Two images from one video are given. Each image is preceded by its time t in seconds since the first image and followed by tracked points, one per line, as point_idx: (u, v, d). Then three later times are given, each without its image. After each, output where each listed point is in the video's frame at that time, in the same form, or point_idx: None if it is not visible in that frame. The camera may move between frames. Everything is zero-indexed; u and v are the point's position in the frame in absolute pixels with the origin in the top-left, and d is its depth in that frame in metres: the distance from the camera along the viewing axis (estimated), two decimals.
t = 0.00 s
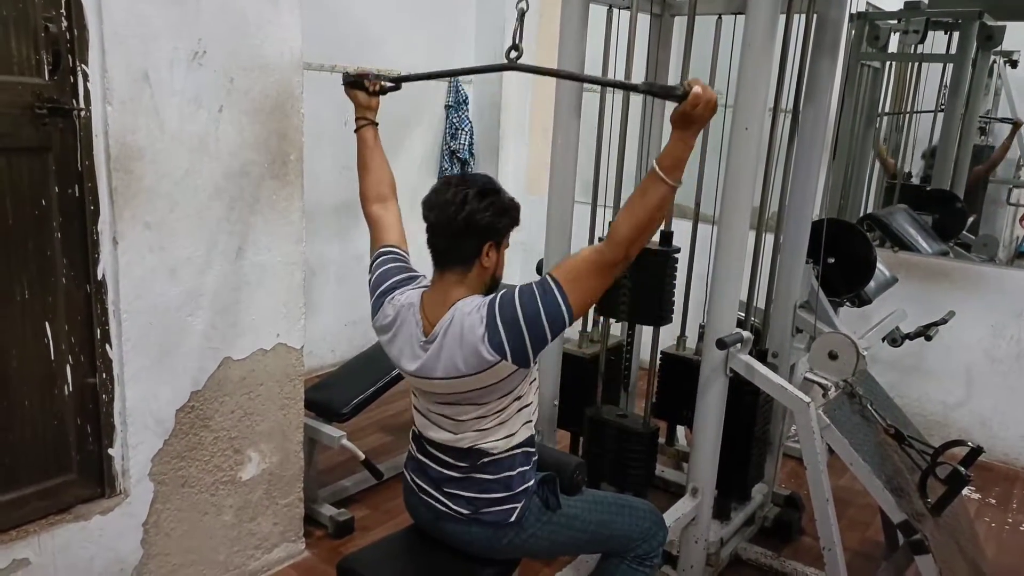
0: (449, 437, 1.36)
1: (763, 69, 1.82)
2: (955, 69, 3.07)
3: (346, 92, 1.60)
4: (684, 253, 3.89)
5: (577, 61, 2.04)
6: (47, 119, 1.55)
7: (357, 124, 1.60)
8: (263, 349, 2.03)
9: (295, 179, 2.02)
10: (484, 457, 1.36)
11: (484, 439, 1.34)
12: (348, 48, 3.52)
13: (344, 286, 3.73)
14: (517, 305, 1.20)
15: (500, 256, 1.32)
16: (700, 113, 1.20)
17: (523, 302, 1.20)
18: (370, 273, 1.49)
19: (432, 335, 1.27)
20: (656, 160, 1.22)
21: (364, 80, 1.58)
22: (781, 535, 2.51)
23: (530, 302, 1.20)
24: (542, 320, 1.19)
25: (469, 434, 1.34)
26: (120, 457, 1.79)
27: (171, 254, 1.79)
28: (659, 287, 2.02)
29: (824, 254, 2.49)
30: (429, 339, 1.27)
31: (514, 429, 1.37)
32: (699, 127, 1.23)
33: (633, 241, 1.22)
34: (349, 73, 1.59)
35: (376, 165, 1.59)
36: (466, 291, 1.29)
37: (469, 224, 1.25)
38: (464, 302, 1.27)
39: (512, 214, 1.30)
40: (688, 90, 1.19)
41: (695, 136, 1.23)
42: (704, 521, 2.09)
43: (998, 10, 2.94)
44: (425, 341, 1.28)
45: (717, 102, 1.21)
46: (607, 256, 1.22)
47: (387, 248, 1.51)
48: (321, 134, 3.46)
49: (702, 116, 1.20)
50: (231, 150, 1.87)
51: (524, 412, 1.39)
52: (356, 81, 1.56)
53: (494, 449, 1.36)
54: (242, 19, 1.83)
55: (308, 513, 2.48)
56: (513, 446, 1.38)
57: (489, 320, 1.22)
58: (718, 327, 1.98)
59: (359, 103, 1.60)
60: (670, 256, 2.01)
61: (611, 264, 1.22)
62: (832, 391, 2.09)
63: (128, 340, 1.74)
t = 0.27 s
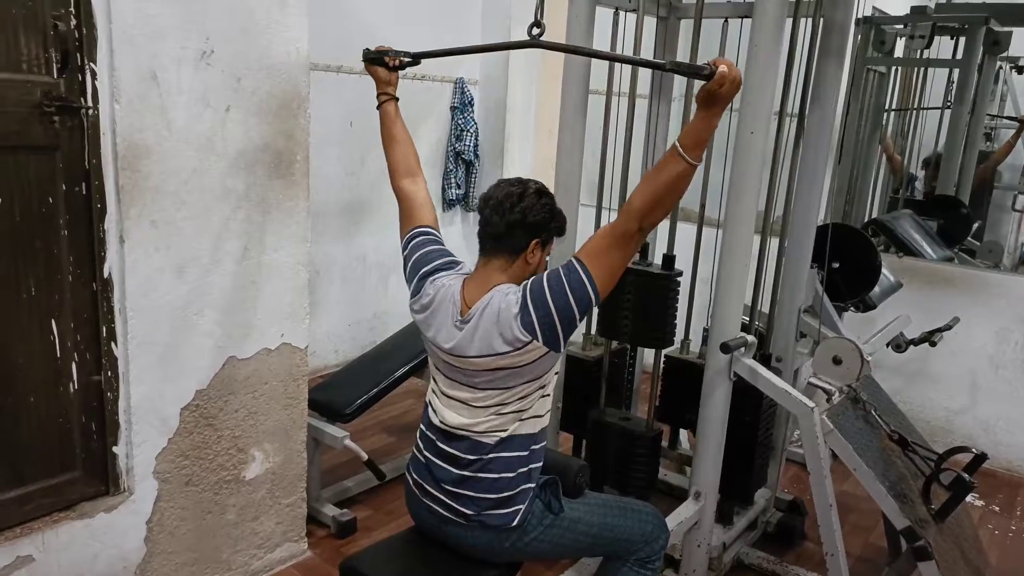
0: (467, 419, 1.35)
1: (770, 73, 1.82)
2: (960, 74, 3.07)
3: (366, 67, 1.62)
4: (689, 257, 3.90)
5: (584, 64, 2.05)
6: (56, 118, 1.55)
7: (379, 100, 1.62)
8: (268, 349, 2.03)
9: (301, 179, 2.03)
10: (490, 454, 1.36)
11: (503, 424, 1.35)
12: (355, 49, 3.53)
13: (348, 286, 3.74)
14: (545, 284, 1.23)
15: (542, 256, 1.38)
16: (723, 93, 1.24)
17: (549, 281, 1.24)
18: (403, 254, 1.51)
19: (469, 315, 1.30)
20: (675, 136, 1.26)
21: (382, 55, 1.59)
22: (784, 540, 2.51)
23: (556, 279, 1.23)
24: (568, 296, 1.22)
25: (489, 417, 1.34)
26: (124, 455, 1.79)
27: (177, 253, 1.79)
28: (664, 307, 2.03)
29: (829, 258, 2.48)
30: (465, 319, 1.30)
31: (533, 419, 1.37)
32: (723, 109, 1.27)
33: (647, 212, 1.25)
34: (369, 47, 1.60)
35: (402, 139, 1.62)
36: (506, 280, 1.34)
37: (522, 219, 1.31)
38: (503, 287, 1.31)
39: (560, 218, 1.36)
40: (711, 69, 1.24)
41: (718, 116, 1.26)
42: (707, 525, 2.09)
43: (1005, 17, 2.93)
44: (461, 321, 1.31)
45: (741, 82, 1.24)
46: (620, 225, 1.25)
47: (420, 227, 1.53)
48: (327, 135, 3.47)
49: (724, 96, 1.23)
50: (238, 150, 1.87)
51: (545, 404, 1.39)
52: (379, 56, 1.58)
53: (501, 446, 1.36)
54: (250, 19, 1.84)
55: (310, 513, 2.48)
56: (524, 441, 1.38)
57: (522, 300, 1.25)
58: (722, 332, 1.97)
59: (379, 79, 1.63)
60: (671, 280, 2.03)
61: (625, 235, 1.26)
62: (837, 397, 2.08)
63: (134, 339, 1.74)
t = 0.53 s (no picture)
0: (486, 407, 1.36)
1: (778, 76, 1.82)
2: (969, 77, 3.08)
3: (387, 61, 1.64)
4: (695, 259, 3.89)
5: (591, 66, 2.05)
6: (65, 119, 1.56)
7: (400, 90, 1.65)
8: (274, 350, 2.04)
9: (308, 181, 2.03)
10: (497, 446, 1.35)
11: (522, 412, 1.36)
12: (362, 51, 3.53)
13: (354, 287, 3.75)
14: (567, 268, 1.27)
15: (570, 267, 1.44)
16: (740, 82, 1.24)
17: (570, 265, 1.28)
18: (438, 240, 1.54)
19: (498, 301, 1.34)
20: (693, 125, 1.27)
21: (400, 49, 1.62)
22: (790, 543, 2.50)
23: (577, 262, 1.28)
24: (588, 277, 1.26)
25: (510, 404, 1.35)
26: (130, 455, 1.80)
27: (184, 254, 1.80)
28: (667, 323, 2.03)
29: (835, 262, 2.48)
30: (495, 304, 1.35)
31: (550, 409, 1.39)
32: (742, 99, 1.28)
33: (660, 196, 1.27)
34: (388, 42, 1.63)
35: (426, 127, 1.65)
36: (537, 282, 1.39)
37: (557, 230, 1.36)
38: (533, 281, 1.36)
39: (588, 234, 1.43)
40: (726, 59, 1.24)
41: (736, 105, 1.27)
42: (712, 528, 2.08)
43: (1013, 20, 2.91)
44: (491, 306, 1.35)
45: (756, 69, 1.24)
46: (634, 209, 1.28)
47: (455, 214, 1.56)
48: (334, 137, 3.48)
49: (737, 81, 1.24)
50: (245, 151, 1.88)
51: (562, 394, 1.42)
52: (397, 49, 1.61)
53: (512, 437, 1.36)
54: (259, 21, 1.84)
55: (315, 514, 2.49)
56: (535, 431, 1.38)
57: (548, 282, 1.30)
58: (728, 335, 1.97)
59: (399, 71, 1.65)
60: (676, 293, 2.02)
61: (639, 218, 1.28)
62: (843, 400, 2.08)
63: (141, 339, 1.75)
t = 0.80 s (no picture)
0: (487, 398, 1.36)
1: (779, 69, 1.82)
2: (971, 68, 3.07)
3: (394, 50, 1.65)
4: (696, 253, 3.89)
5: (592, 60, 2.04)
6: (65, 116, 1.56)
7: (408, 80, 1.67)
8: (276, 346, 2.04)
9: (309, 177, 2.03)
10: (500, 437, 1.36)
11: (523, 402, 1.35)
12: (362, 47, 3.53)
13: (355, 283, 3.75)
14: (573, 251, 1.29)
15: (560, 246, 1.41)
16: (745, 64, 1.24)
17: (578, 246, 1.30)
18: (440, 228, 1.56)
19: (495, 295, 1.34)
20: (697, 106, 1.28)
21: (408, 39, 1.60)
22: (793, 535, 2.50)
23: (583, 245, 1.29)
24: (593, 258, 1.28)
25: (510, 393, 1.35)
26: (134, 452, 1.80)
27: (185, 251, 1.80)
28: (667, 323, 2.03)
29: (837, 254, 2.47)
30: (492, 298, 1.35)
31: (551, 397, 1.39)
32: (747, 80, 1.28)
33: (665, 177, 1.28)
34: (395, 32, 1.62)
35: (431, 117, 1.66)
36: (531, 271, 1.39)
37: (535, 219, 1.32)
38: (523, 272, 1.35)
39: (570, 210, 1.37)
40: (732, 39, 1.23)
41: (740, 86, 1.27)
42: (716, 521, 2.08)
43: (1015, 10, 2.89)
44: (489, 299, 1.35)
45: (762, 50, 1.24)
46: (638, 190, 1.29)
47: (457, 203, 1.58)
48: (334, 133, 3.47)
49: (742, 62, 1.23)
50: (246, 148, 1.87)
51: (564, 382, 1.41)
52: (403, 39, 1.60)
53: (514, 427, 1.36)
54: (257, 16, 1.84)
55: (319, 509, 2.49)
56: (538, 421, 1.38)
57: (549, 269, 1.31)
58: (731, 328, 1.97)
59: (407, 59, 1.66)
60: (676, 292, 2.01)
61: (642, 200, 1.30)
62: (846, 393, 2.08)
63: (143, 337, 1.75)
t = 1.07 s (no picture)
0: (464, 410, 1.36)
1: (776, 61, 1.81)
2: (967, 61, 3.07)
3: (352, 50, 1.60)
4: (694, 246, 3.89)
5: (589, 52, 2.04)
6: (59, 109, 1.55)
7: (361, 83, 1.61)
8: (273, 340, 2.04)
9: (305, 170, 2.03)
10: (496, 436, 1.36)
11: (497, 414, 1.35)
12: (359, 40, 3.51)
13: (352, 277, 3.74)
14: (531, 271, 1.22)
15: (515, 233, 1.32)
16: (715, 74, 1.18)
17: (537, 264, 1.22)
18: (386, 241, 1.52)
19: (451, 313, 1.30)
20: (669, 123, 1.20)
21: (367, 37, 1.59)
22: (790, 527, 2.51)
23: (547, 265, 1.21)
24: (554, 281, 1.20)
25: (484, 407, 1.34)
26: (131, 446, 1.80)
27: (181, 245, 1.79)
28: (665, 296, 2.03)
29: (835, 246, 2.47)
30: (449, 316, 1.30)
31: (531, 406, 1.38)
32: (718, 91, 1.21)
33: (646, 204, 1.18)
34: (353, 31, 1.60)
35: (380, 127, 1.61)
36: (486, 270, 1.32)
37: (473, 214, 1.25)
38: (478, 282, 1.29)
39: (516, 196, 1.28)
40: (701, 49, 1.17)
41: (712, 98, 1.20)
42: (713, 513, 2.09)
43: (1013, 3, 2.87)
44: (445, 317, 1.31)
45: (732, 63, 1.18)
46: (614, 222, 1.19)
47: (403, 213, 1.54)
48: (331, 126, 3.46)
49: (712, 74, 1.17)
50: (242, 141, 1.87)
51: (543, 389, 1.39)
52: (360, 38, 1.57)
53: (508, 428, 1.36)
54: (253, 8, 1.83)
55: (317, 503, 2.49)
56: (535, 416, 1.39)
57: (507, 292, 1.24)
58: (727, 320, 1.97)
59: (364, 62, 1.61)
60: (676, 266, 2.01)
61: (620, 230, 1.19)
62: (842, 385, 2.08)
63: (139, 331, 1.75)
